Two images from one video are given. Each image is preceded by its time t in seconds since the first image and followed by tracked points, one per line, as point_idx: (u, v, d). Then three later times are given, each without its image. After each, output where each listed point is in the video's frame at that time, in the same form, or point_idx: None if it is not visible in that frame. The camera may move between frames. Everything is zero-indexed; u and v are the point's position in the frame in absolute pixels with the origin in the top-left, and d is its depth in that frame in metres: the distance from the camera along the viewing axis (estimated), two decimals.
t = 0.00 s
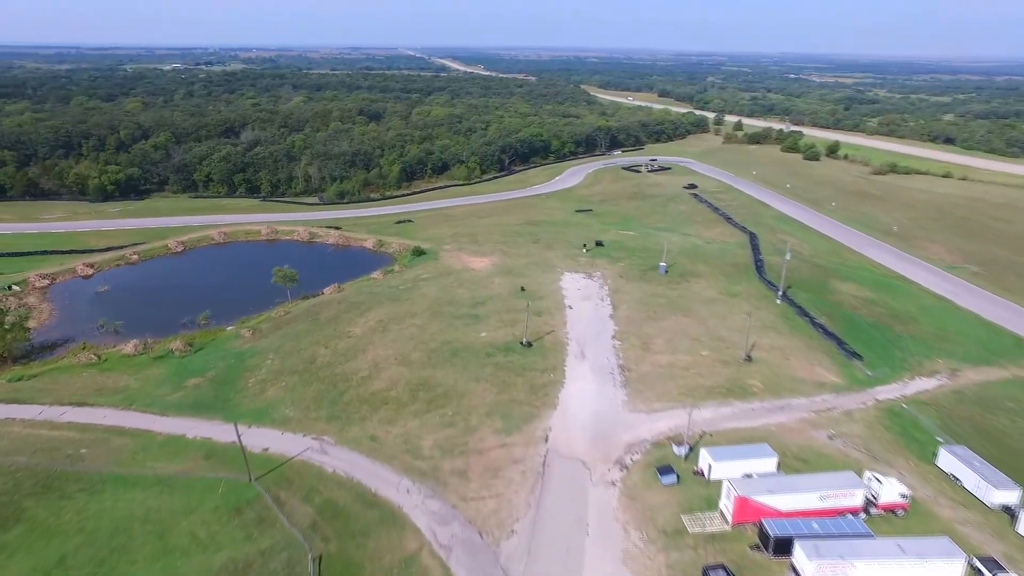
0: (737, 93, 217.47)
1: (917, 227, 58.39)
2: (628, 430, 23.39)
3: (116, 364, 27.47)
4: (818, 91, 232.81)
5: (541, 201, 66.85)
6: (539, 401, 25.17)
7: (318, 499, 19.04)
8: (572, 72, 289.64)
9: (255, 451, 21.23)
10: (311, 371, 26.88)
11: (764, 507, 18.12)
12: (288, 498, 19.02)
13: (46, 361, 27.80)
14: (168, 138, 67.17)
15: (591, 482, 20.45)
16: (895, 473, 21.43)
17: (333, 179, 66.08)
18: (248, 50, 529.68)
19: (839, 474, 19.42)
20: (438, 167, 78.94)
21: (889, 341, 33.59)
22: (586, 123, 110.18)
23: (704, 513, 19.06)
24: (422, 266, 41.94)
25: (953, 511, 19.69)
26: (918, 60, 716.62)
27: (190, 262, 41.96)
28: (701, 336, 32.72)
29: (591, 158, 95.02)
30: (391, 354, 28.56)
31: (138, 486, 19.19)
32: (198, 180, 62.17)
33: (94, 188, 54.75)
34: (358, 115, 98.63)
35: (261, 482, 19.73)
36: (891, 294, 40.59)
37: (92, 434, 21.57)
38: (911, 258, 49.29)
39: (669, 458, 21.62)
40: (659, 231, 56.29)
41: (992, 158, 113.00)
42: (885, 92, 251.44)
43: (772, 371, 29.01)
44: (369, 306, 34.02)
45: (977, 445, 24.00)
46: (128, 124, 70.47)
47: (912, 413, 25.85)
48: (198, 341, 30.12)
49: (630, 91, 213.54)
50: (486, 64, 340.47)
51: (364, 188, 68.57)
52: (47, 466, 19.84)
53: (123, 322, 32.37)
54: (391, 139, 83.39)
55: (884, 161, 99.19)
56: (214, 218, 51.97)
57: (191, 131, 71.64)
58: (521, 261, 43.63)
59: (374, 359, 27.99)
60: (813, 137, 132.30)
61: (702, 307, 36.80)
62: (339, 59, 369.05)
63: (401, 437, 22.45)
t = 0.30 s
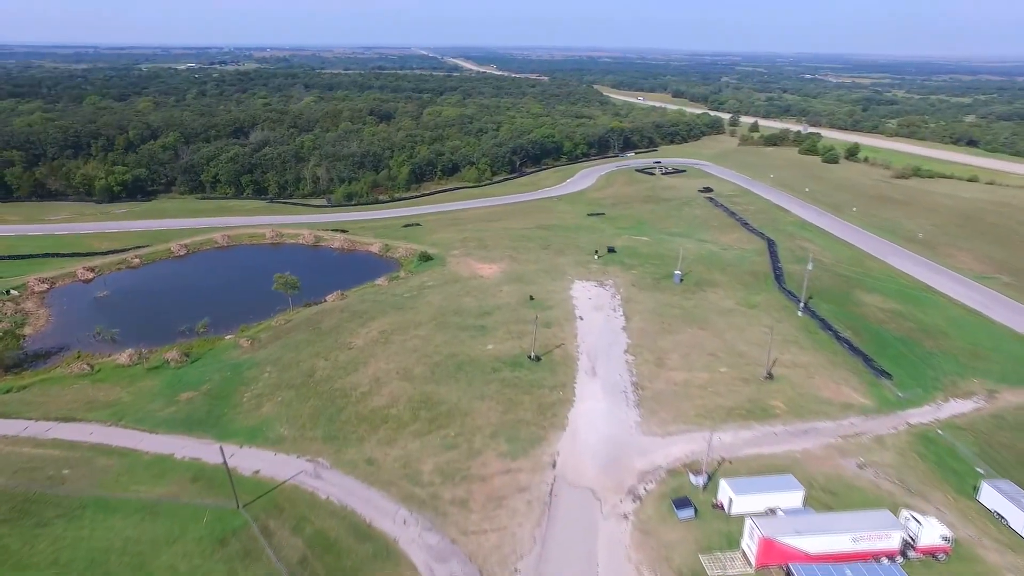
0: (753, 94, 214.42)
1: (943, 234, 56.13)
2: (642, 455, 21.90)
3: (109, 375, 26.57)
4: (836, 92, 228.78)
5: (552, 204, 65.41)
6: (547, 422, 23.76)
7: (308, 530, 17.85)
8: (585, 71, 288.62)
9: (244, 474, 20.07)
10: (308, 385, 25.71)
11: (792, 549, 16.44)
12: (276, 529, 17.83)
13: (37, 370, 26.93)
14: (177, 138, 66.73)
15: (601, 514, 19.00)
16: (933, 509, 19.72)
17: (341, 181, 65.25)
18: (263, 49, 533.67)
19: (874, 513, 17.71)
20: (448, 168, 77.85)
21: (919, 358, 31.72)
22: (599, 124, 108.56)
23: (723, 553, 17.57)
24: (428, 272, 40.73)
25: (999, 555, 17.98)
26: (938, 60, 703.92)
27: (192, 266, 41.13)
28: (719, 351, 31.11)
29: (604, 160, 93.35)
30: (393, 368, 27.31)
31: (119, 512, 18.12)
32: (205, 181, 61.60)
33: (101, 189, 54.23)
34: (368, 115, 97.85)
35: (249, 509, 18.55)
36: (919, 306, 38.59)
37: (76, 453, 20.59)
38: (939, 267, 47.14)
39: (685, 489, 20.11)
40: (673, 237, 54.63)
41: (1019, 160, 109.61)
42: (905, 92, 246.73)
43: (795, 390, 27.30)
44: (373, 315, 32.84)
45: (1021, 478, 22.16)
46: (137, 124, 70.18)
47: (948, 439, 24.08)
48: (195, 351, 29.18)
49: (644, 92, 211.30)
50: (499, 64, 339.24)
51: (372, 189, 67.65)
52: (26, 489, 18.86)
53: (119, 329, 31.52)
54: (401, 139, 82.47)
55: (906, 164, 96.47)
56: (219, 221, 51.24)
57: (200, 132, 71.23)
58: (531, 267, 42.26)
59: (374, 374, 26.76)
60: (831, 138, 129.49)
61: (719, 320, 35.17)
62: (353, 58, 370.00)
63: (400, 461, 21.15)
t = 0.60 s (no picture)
0: (767, 94, 211.35)
1: (970, 241, 53.92)
2: (656, 485, 20.43)
3: (99, 387, 25.61)
4: (852, 93, 224.94)
5: (562, 208, 63.93)
6: (554, 445, 22.34)
7: (295, 566, 16.62)
8: (597, 72, 286.87)
9: (231, 500, 18.91)
10: (304, 402, 24.50)
11: None
12: (262, 564, 16.62)
13: (25, 381, 26.00)
14: (183, 139, 66.15)
15: (613, 552, 17.59)
16: (975, 552, 18.05)
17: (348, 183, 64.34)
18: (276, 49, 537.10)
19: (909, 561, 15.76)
20: (457, 170, 76.69)
21: (950, 376, 29.88)
22: (611, 125, 106.87)
23: None
24: (433, 279, 39.48)
25: None
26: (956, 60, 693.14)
27: (193, 271, 40.24)
28: (737, 367, 29.50)
29: (615, 162, 91.73)
30: (393, 383, 26.02)
31: (95, 543, 17.00)
32: (210, 183, 60.93)
33: (105, 190, 53.72)
34: (377, 115, 96.97)
35: (233, 541, 17.36)
36: (948, 320, 36.64)
37: (57, 475, 19.57)
38: (967, 277, 45.02)
39: (703, 525, 18.61)
40: (687, 243, 52.94)
41: None
42: (924, 93, 242.05)
43: (819, 412, 25.63)
44: (375, 325, 31.61)
45: None
46: (144, 124, 69.78)
47: (987, 469, 22.34)
48: (190, 362, 28.16)
49: (656, 92, 209.04)
50: (510, 64, 337.60)
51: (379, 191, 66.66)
52: None
53: (114, 338, 30.59)
54: (409, 140, 81.44)
55: (927, 168, 93.75)
56: (223, 223, 50.42)
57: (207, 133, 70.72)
58: (539, 275, 40.89)
59: (373, 389, 25.50)
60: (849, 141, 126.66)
61: (736, 333, 33.56)
62: (364, 57, 370.84)
63: (396, 488, 19.85)
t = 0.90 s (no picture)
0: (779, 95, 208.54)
1: (994, 249, 51.89)
2: (669, 519, 19.05)
3: (86, 401, 24.55)
4: (866, 93, 221.54)
5: (570, 212, 62.52)
6: (559, 471, 20.93)
7: None
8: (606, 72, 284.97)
9: (213, 531, 17.71)
10: (297, 419, 23.27)
11: None
12: None
13: (10, 394, 24.99)
14: (187, 140, 65.46)
15: None
16: None
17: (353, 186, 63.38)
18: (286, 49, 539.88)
19: None
20: (464, 172, 75.48)
21: (982, 396, 28.15)
22: (620, 126, 105.24)
23: None
24: (437, 286, 38.25)
25: None
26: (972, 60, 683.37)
27: (192, 276, 39.32)
28: (754, 385, 27.94)
29: (625, 164, 90.14)
30: (391, 400, 24.74)
31: None
32: (213, 185, 60.15)
33: (107, 192, 53.11)
34: (384, 116, 96.03)
35: None
36: (977, 334, 34.82)
37: (33, 500, 18.50)
38: (993, 287, 43.08)
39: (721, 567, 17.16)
40: (699, 249, 51.38)
41: None
42: (940, 94, 238.08)
43: (844, 435, 24.04)
44: (374, 336, 30.37)
45: None
46: (149, 125, 69.18)
47: None
48: (181, 375, 27.10)
49: (667, 93, 206.99)
50: (520, 64, 335.79)
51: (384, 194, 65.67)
52: None
53: (105, 347, 29.55)
54: (416, 142, 80.38)
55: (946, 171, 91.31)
56: (224, 227, 49.51)
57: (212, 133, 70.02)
58: (546, 283, 39.52)
59: (370, 406, 24.23)
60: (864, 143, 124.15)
61: (752, 348, 31.98)
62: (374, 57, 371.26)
63: (390, 518, 18.54)
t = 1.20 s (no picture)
0: (793, 95, 205.41)
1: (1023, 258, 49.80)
2: (685, 558, 17.70)
3: (72, 416, 23.47)
4: (882, 94, 217.66)
5: (580, 216, 61.06)
6: (567, 501, 19.55)
7: None
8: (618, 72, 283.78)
9: (194, 566, 16.52)
10: (289, 439, 22.07)
11: None
12: None
13: None
14: (193, 141, 64.93)
15: None
16: None
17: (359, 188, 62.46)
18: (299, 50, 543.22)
19: None
20: (472, 174, 74.29)
21: (1019, 420, 26.40)
22: (632, 127, 103.50)
23: None
24: (442, 294, 37.02)
25: None
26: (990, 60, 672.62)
27: (191, 282, 38.40)
28: (774, 406, 26.36)
29: (637, 166, 88.51)
30: (390, 420, 23.45)
31: None
32: (218, 187, 59.51)
33: (111, 194, 52.53)
34: (393, 116, 95.15)
35: None
36: (1009, 351, 33.01)
37: (6, 528, 17.45)
38: None
39: None
40: (713, 255, 49.77)
41: None
42: (959, 94, 233.50)
43: (872, 463, 22.44)
44: (375, 347, 29.15)
45: None
46: (156, 125, 68.70)
47: None
48: (174, 388, 25.93)
49: (679, 93, 204.88)
50: (531, 65, 335.26)
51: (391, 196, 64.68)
52: None
53: (98, 358, 28.60)
54: (424, 142, 79.38)
55: (968, 174, 88.78)
56: (228, 230, 48.70)
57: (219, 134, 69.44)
58: (555, 291, 38.15)
59: (368, 425, 23.01)
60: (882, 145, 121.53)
61: (770, 365, 30.40)
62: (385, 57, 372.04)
63: (384, 554, 17.27)
